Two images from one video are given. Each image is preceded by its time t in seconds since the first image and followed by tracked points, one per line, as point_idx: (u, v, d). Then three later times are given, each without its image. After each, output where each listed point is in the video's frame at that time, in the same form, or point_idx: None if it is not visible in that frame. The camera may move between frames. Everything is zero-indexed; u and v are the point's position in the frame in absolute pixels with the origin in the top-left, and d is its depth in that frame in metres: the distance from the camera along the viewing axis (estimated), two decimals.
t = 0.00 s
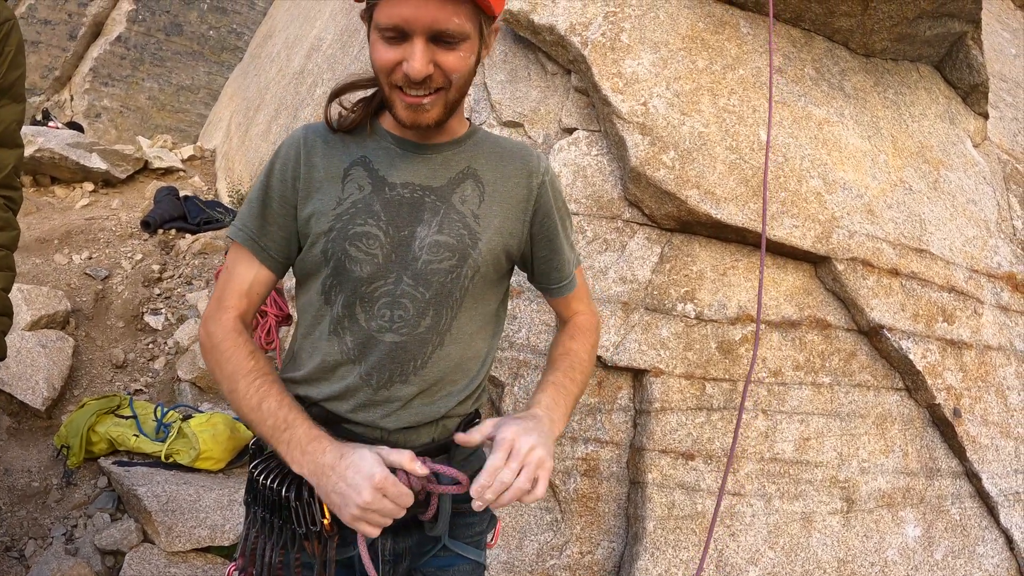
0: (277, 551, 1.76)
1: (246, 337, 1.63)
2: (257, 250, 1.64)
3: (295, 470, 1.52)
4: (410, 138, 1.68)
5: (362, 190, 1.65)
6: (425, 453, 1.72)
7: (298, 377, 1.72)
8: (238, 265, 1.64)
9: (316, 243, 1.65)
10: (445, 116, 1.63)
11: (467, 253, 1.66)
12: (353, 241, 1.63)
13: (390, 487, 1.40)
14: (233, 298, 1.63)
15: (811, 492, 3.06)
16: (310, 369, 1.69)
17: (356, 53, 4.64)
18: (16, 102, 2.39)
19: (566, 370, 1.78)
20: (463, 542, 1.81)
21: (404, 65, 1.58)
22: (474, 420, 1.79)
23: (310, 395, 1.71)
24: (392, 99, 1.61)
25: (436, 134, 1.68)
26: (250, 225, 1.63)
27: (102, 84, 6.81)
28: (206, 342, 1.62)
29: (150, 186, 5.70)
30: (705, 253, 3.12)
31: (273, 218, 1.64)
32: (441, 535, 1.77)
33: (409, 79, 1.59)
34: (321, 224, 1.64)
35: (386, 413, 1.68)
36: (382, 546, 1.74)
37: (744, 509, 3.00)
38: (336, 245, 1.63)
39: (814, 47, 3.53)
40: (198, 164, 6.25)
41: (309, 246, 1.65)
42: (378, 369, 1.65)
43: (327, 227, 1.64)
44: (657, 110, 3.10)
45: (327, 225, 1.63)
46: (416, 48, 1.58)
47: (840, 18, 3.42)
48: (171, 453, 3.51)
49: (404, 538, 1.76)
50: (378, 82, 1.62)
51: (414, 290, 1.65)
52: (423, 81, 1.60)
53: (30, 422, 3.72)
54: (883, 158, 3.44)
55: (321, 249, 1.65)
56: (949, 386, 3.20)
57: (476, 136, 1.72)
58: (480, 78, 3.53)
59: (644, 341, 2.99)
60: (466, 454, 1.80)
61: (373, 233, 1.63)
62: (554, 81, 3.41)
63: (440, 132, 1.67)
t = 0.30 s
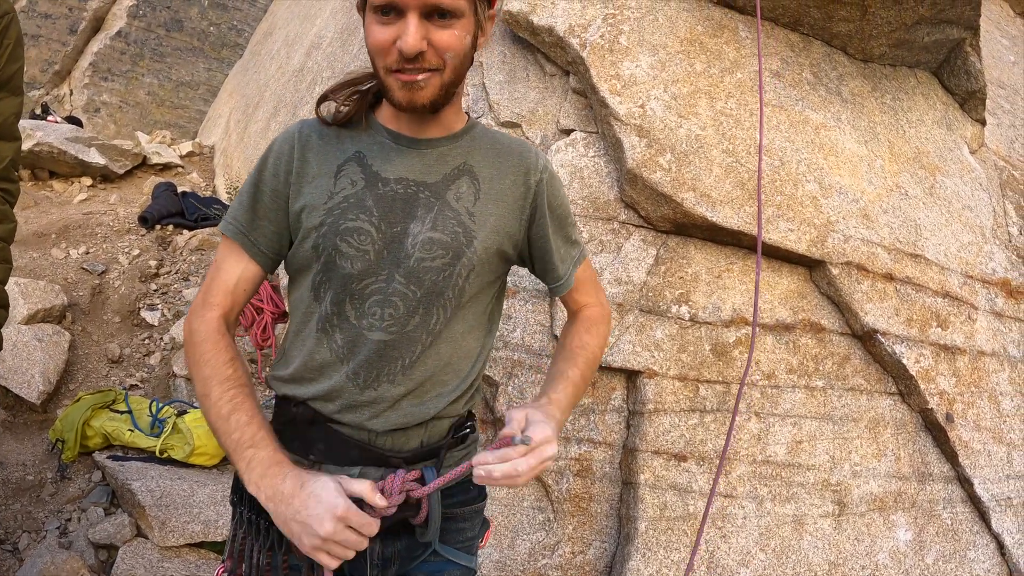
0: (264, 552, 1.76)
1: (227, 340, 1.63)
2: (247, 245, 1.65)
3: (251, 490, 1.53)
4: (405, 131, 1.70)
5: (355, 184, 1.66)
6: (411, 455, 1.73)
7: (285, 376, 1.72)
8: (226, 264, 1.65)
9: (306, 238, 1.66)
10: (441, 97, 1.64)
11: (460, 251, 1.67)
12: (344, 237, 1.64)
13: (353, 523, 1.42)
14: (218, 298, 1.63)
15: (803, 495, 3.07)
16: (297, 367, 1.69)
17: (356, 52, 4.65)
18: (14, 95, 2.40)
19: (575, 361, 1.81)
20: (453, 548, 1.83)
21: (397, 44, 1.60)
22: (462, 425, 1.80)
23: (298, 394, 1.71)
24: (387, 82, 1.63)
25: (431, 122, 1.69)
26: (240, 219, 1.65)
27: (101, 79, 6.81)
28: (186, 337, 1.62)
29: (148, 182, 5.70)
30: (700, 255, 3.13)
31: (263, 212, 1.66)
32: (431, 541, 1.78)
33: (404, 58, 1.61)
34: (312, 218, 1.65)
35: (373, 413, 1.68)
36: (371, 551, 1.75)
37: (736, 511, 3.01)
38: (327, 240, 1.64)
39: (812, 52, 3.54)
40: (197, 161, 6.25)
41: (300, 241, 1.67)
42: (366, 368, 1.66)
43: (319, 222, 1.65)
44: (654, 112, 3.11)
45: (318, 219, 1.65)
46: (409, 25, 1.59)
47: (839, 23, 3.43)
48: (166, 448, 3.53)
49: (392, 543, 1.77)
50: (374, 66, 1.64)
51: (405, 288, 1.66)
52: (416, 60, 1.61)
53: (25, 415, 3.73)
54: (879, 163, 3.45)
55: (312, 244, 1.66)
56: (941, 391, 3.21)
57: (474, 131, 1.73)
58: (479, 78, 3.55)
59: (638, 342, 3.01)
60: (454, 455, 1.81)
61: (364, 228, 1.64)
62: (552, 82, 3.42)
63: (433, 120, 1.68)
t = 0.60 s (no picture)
0: (235, 568, 1.81)
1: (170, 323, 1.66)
2: (211, 248, 1.71)
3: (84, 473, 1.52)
4: (375, 128, 1.76)
5: (326, 181, 1.71)
6: (389, 459, 1.78)
7: (261, 384, 1.76)
8: (199, 268, 1.71)
9: (277, 238, 1.71)
10: (409, 84, 1.71)
11: (432, 249, 1.73)
12: (315, 236, 1.69)
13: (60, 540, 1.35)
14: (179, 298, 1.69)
15: (773, 503, 3.13)
16: (270, 374, 1.74)
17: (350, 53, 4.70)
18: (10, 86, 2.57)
19: (581, 407, 1.82)
20: (430, 555, 1.88)
21: (367, 32, 1.68)
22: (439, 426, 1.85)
23: (273, 398, 1.75)
24: (357, 71, 1.71)
25: (401, 117, 1.75)
26: (201, 221, 1.70)
27: (94, 69, 6.82)
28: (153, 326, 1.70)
29: (137, 174, 5.72)
30: (680, 265, 3.19)
31: (227, 214, 1.71)
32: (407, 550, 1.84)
33: (373, 45, 1.68)
34: (283, 219, 1.70)
35: (347, 417, 1.73)
36: (345, 561, 1.82)
37: (707, 517, 3.08)
38: (298, 239, 1.69)
39: (798, 69, 3.61)
40: (187, 154, 6.27)
41: (270, 241, 1.72)
42: (340, 371, 1.71)
43: (290, 221, 1.70)
44: (639, 124, 3.17)
45: (289, 219, 1.70)
46: (378, 13, 1.68)
47: (825, 41, 3.52)
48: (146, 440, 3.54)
49: (369, 553, 1.83)
50: (346, 56, 1.72)
51: (377, 286, 1.71)
52: (386, 48, 1.69)
53: (7, 404, 3.75)
54: (859, 180, 3.51)
55: (282, 244, 1.71)
56: (913, 405, 3.27)
57: (447, 129, 1.80)
58: (469, 84, 3.62)
59: (615, 350, 3.07)
60: (429, 459, 1.86)
61: (335, 227, 1.70)
62: (541, 90, 3.47)
63: (404, 114, 1.75)
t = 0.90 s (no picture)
0: None
1: (50, 303, 1.55)
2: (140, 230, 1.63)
3: None
4: (336, 116, 1.72)
5: (279, 170, 1.67)
6: (354, 487, 1.70)
7: (207, 400, 1.69)
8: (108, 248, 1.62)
9: (224, 229, 1.65)
10: (371, 69, 1.66)
11: (389, 241, 1.65)
12: (265, 226, 1.63)
13: None
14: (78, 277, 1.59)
15: (757, 508, 3.17)
16: (217, 385, 1.67)
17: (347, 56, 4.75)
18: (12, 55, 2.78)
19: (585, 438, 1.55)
20: None
21: (329, 11, 1.63)
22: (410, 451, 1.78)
23: (221, 410, 1.67)
24: (320, 52, 1.66)
25: (364, 104, 1.70)
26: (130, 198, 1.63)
27: (86, 58, 6.80)
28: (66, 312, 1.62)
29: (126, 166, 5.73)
30: (669, 272, 3.23)
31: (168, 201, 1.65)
32: None
33: (335, 23, 1.63)
34: (231, 209, 1.65)
35: (302, 430, 1.65)
36: None
37: (692, 520, 3.10)
38: (245, 229, 1.63)
39: (790, 84, 3.67)
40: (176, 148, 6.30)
41: (217, 234, 1.65)
42: (291, 380, 1.63)
43: (239, 212, 1.65)
44: (632, 132, 3.22)
45: (237, 211, 1.65)
46: None
47: (817, 57, 3.58)
48: (131, 430, 3.53)
49: None
50: (307, 36, 1.67)
51: (330, 284, 1.64)
52: (348, 25, 1.64)
53: None
54: (847, 195, 3.57)
55: (229, 237, 1.64)
56: (896, 414, 3.31)
57: (415, 123, 1.74)
58: (464, 86, 3.67)
59: (603, 354, 3.09)
60: (399, 485, 1.79)
61: (286, 217, 1.64)
62: (536, 95, 3.51)
63: (366, 102, 1.70)
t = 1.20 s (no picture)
0: (230, 561, 1.68)
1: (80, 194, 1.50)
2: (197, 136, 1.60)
3: None
4: (427, 45, 1.73)
5: (371, 94, 1.67)
6: (460, 448, 1.66)
7: (290, 345, 1.63)
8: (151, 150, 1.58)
9: (310, 156, 1.62)
10: None
11: (495, 164, 1.66)
12: (362, 148, 1.62)
13: None
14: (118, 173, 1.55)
15: (780, 500, 3.28)
16: (302, 330, 1.61)
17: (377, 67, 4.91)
18: None
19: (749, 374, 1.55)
20: None
21: None
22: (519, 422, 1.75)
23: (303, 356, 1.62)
24: None
25: (458, 31, 1.73)
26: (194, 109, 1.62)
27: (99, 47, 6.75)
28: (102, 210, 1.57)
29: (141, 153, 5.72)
30: (697, 276, 3.36)
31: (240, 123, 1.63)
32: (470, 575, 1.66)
33: None
34: (320, 132, 1.63)
35: (410, 377, 1.61)
36: None
37: (719, 511, 3.14)
38: (339, 153, 1.61)
39: (809, 107, 3.85)
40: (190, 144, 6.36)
41: (303, 159, 1.63)
42: (388, 316, 1.60)
43: (328, 135, 1.63)
44: (666, 141, 3.39)
45: (327, 132, 1.63)
46: None
47: (836, 84, 3.77)
48: (156, 401, 3.59)
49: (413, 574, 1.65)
50: None
51: (435, 212, 1.63)
52: None
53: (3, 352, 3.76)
54: (861, 213, 3.73)
55: (321, 160, 1.62)
56: (908, 416, 3.44)
57: (503, 57, 1.78)
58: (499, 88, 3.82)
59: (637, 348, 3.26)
60: (503, 462, 1.75)
61: (383, 139, 1.63)
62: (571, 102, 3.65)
63: (460, 30, 1.72)
